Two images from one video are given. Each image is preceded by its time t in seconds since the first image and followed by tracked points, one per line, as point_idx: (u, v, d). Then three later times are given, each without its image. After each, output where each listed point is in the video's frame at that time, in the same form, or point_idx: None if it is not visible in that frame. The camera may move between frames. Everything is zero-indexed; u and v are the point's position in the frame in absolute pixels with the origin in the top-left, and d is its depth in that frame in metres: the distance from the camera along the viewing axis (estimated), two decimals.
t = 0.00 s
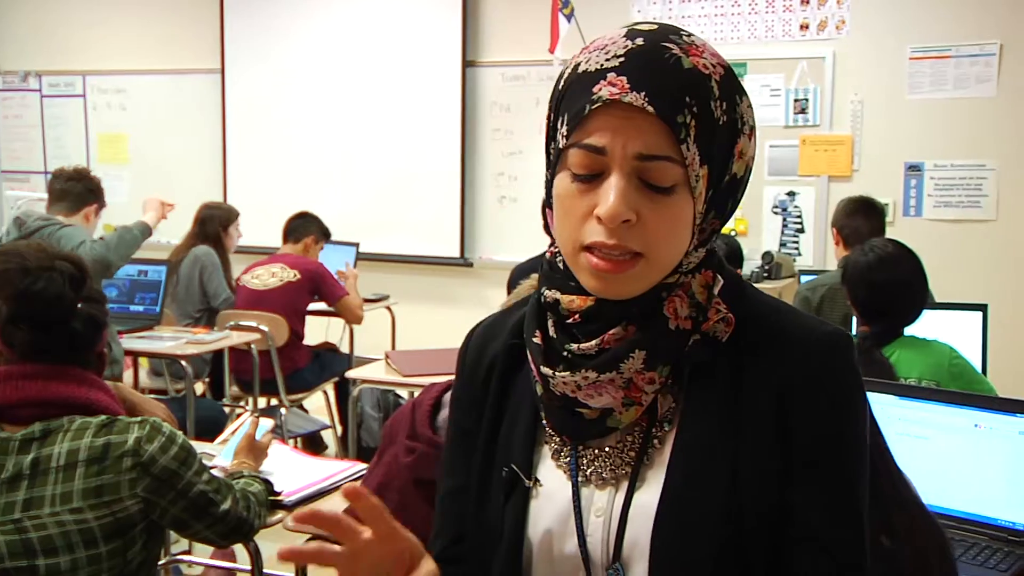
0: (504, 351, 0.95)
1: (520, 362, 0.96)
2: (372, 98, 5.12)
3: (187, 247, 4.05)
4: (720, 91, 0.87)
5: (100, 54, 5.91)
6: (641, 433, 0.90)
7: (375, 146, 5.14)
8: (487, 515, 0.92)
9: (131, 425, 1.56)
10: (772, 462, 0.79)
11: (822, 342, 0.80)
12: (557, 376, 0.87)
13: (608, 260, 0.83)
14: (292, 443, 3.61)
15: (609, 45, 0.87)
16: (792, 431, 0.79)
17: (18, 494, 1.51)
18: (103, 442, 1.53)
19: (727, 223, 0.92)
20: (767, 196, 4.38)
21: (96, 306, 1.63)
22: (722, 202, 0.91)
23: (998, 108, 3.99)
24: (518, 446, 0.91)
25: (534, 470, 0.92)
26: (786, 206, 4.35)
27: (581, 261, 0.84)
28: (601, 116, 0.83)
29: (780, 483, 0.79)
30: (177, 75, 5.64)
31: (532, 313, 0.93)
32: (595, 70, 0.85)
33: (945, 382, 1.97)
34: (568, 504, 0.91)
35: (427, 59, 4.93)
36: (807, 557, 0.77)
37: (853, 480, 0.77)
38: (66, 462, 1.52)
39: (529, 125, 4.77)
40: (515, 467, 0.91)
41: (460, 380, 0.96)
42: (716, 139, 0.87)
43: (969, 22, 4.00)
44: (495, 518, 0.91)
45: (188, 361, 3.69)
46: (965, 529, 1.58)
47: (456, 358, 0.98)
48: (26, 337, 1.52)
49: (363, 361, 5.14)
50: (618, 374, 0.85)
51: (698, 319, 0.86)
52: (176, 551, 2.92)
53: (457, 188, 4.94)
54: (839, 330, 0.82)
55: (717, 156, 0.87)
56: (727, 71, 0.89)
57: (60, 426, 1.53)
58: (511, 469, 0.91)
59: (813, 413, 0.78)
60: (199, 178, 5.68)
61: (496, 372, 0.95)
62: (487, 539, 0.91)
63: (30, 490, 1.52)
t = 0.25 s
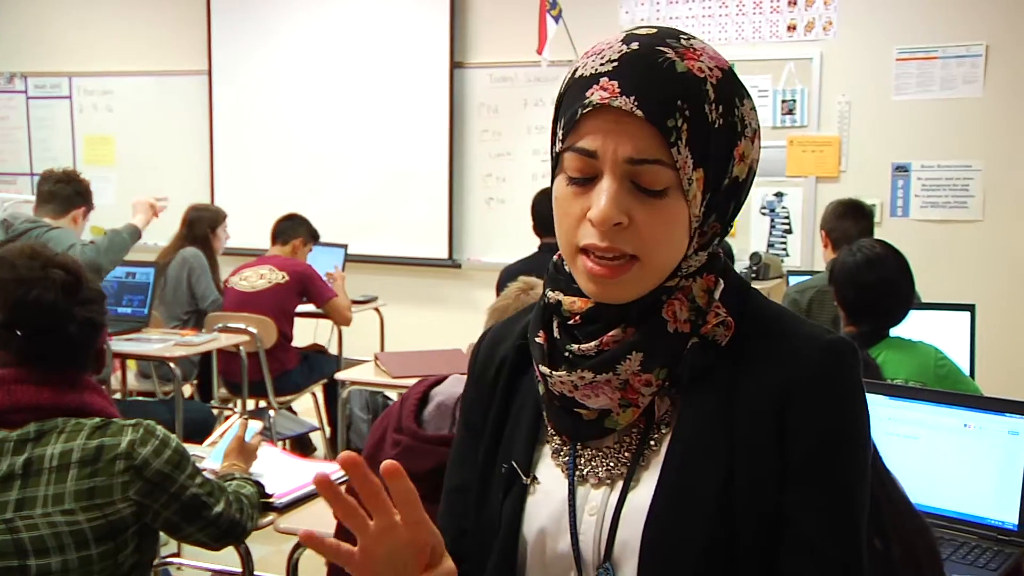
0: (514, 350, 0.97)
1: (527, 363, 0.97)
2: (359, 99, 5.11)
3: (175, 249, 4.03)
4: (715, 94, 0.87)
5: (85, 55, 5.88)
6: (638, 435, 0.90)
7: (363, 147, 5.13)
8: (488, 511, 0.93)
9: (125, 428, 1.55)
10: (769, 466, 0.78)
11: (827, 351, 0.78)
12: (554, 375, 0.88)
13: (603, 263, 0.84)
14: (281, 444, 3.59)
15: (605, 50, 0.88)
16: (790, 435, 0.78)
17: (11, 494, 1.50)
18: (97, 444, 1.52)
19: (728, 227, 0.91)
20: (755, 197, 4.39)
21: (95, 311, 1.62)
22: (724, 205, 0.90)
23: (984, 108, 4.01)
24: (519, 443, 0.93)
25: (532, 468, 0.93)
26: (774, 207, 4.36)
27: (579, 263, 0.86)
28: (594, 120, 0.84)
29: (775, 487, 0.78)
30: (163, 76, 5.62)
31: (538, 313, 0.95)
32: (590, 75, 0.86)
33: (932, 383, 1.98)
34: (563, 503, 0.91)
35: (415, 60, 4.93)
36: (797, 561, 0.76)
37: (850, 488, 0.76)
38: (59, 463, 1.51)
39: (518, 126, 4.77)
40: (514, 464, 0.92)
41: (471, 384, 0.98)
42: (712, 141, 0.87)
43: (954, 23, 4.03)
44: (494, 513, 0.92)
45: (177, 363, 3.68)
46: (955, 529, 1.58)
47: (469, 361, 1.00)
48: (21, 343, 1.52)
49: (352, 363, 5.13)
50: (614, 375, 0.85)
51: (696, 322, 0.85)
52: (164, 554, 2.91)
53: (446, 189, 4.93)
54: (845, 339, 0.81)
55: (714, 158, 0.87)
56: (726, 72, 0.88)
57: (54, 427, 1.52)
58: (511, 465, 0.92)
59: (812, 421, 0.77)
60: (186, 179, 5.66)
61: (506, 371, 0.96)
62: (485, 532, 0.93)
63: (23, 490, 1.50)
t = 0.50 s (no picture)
0: (513, 346, 0.97)
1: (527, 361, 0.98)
2: (351, 98, 5.10)
3: (168, 248, 4.02)
4: (699, 72, 0.87)
5: (75, 54, 5.86)
6: (638, 436, 0.90)
7: (355, 146, 5.13)
8: (484, 510, 0.94)
9: (119, 429, 1.54)
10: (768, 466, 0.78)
11: (829, 353, 0.78)
12: (553, 373, 0.89)
13: (589, 239, 0.84)
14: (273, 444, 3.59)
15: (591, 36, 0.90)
16: (790, 435, 0.78)
17: (5, 492, 1.51)
18: (90, 445, 1.51)
19: (725, 215, 0.92)
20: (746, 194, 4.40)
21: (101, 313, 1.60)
22: (717, 190, 0.91)
23: (975, 106, 4.03)
24: (517, 444, 0.93)
25: (530, 467, 0.93)
26: (766, 205, 4.38)
27: (566, 243, 0.86)
28: (577, 98, 0.86)
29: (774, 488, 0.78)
30: (154, 75, 5.61)
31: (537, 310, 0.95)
32: (575, 59, 0.88)
33: (924, 380, 1.99)
34: (561, 503, 0.91)
35: (406, 59, 4.92)
36: (796, 561, 0.77)
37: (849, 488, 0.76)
38: (53, 463, 1.50)
39: (509, 124, 4.77)
40: (511, 464, 0.92)
41: (471, 381, 0.99)
42: (696, 119, 0.87)
43: (945, 21, 4.04)
44: (490, 512, 0.93)
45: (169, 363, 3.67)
46: (948, 525, 1.59)
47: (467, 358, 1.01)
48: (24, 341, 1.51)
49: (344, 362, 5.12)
50: (613, 375, 0.86)
51: (698, 323, 0.86)
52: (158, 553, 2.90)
53: (438, 188, 4.93)
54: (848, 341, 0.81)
55: (700, 136, 0.87)
56: (711, 55, 0.89)
57: (50, 426, 1.52)
58: (508, 465, 0.92)
59: (812, 422, 0.77)
60: (177, 178, 5.64)
61: (504, 368, 0.97)
62: (482, 530, 0.93)
63: (17, 489, 1.51)
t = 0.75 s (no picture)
0: (500, 340, 0.97)
1: (517, 352, 0.97)
2: (346, 94, 5.09)
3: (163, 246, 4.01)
4: (680, 50, 0.89)
5: (69, 51, 5.84)
6: (644, 428, 0.90)
7: (350, 143, 5.12)
8: (478, 509, 0.92)
9: (108, 423, 1.56)
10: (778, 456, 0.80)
11: (834, 339, 0.80)
12: (558, 367, 0.88)
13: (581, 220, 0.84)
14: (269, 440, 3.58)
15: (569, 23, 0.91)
16: (798, 424, 0.79)
17: None
18: (79, 436, 1.52)
19: (714, 194, 0.94)
20: (742, 191, 4.41)
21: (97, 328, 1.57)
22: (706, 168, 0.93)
23: (970, 102, 4.03)
24: (513, 442, 0.93)
25: (529, 466, 0.93)
26: (761, 201, 4.38)
27: (556, 225, 0.86)
28: (561, 79, 0.87)
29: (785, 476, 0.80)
30: (149, 72, 5.59)
31: (532, 303, 0.94)
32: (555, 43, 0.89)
33: (920, 375, 1.99)
34: (565, 499, 0.92)
35: (402, 56, 4.91)
36: (810, 552, 0.78)
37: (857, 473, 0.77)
38: (44, 454, 1.51)
39: (505, 121, 4.76)
40: (509, 462, 0.92)
41: (454, 372, 0.98)
42: (681, 95, 0.89)
43: (940, 17, 4.04)
44: (487, 511, 0.92)
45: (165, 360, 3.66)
46: (944, 520, 1.59)
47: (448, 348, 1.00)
48: (18, 360, 1.53)
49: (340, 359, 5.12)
50: (621, 368, 0.85)
51: (704, 315, 0.87)
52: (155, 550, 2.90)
53: (433, 184, 4.92)
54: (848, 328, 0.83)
55: (686, 112, 0.89)
56: (690, 35, 0.91)
57: (45, 420, 1.54)
58: (505, 463, 0.92)
59: (822, 410, 0.78)
60: (173, 175, 5.63)
61: (492, 360, 0.96)
62: (479, 531, 0.92)
63: (10, 481, 1.51)
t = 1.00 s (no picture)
0: (488, 356, 0.96)
1: (506, 367, 0.96)
2: (349, 94, 5.10)
3: (166, 246, 4.02)
4: (683, 60, 0.90)
5: (73, 50, 5.85)
6: (649, 438, 0.91)
7: (353, 142, 5.12)
8: (482, 528, 0.92)
9: (111, 400, 1.57)
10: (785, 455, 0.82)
11: (824, 337, 0.83)
12: (564, 383, 0.87)
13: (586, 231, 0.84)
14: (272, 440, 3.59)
15: (569, 29, 0.90)
16: (801, 422, 0.82)
17: (14, 458, 1.53)
18: (83, 411, 1.54)
19: (709, 204, 0.95)
20: (745, 191, 4.40)
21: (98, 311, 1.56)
22: (703, 178, 0.94)
23: (974, 104, 4.03)
24: (515, 457, 0.92)
25: (534, 483, 0.93)
26: (764, 202, 4.38)
27: (561, 235, 0.85)
28: (567, 85, 0.86)
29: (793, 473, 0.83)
30: (153, 71, 5.60)
31: (522, 314, 0.94)
32: (558, 50, 0.88)
33: (923, 378, 1.98)
34: (575, 516, 0.92)
35: (405, 56, 4.92)
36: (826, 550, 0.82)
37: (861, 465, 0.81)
38: (51, 429, 1.53)
39: (508, 120, 4.76)
40: (512, 481, 0.91)
41: (443, 387, 0.96)
42: (685, 106, 0.90)
43: (944, 18, 4.04)
44: (490, 527, 0.92)
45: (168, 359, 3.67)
46: (948, 522, 1.59)
47: (432, 360, 0.98)
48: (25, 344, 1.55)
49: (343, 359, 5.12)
50: (628, 379, 0.85)
51: (703, 320, 0.88)
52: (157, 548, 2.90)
53: (436, 184, 4.92)
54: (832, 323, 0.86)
55: (689, 123, 0.91)
56: (689, 46, 0.92)
57: (56, 399, 1.56)
58: (509, 483, 0.91)
59: (822, 408, 0.81)
60: (176, 174, 5.63)
61: (482, 377, 0.95)
62: (487, 550, 0.92)
63: (22, 455, 1.53)
